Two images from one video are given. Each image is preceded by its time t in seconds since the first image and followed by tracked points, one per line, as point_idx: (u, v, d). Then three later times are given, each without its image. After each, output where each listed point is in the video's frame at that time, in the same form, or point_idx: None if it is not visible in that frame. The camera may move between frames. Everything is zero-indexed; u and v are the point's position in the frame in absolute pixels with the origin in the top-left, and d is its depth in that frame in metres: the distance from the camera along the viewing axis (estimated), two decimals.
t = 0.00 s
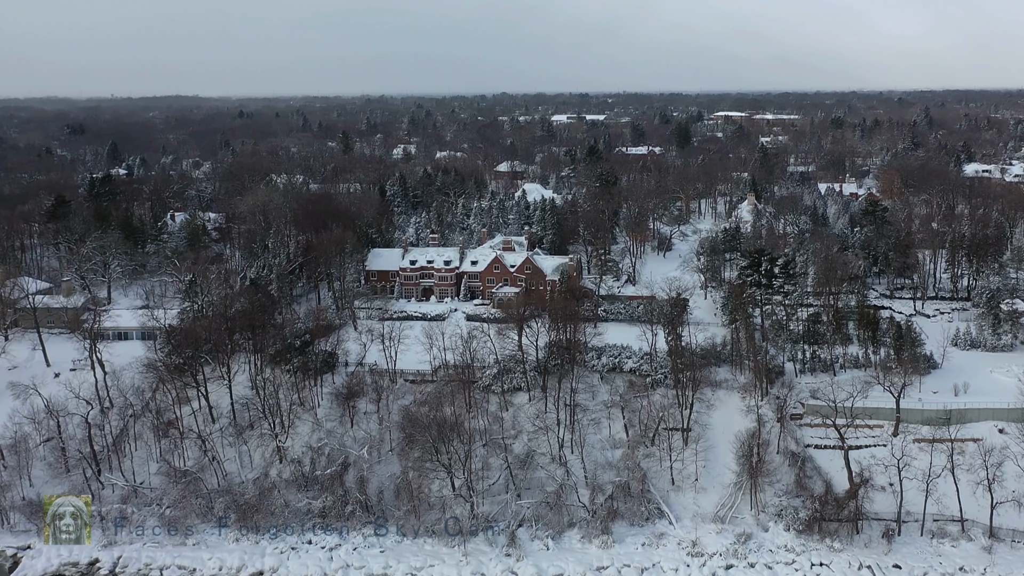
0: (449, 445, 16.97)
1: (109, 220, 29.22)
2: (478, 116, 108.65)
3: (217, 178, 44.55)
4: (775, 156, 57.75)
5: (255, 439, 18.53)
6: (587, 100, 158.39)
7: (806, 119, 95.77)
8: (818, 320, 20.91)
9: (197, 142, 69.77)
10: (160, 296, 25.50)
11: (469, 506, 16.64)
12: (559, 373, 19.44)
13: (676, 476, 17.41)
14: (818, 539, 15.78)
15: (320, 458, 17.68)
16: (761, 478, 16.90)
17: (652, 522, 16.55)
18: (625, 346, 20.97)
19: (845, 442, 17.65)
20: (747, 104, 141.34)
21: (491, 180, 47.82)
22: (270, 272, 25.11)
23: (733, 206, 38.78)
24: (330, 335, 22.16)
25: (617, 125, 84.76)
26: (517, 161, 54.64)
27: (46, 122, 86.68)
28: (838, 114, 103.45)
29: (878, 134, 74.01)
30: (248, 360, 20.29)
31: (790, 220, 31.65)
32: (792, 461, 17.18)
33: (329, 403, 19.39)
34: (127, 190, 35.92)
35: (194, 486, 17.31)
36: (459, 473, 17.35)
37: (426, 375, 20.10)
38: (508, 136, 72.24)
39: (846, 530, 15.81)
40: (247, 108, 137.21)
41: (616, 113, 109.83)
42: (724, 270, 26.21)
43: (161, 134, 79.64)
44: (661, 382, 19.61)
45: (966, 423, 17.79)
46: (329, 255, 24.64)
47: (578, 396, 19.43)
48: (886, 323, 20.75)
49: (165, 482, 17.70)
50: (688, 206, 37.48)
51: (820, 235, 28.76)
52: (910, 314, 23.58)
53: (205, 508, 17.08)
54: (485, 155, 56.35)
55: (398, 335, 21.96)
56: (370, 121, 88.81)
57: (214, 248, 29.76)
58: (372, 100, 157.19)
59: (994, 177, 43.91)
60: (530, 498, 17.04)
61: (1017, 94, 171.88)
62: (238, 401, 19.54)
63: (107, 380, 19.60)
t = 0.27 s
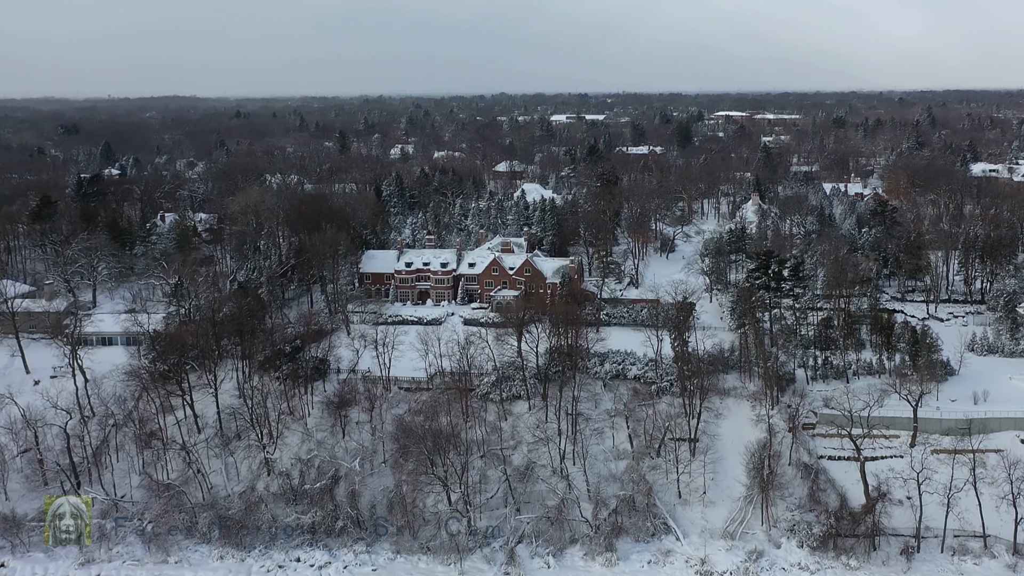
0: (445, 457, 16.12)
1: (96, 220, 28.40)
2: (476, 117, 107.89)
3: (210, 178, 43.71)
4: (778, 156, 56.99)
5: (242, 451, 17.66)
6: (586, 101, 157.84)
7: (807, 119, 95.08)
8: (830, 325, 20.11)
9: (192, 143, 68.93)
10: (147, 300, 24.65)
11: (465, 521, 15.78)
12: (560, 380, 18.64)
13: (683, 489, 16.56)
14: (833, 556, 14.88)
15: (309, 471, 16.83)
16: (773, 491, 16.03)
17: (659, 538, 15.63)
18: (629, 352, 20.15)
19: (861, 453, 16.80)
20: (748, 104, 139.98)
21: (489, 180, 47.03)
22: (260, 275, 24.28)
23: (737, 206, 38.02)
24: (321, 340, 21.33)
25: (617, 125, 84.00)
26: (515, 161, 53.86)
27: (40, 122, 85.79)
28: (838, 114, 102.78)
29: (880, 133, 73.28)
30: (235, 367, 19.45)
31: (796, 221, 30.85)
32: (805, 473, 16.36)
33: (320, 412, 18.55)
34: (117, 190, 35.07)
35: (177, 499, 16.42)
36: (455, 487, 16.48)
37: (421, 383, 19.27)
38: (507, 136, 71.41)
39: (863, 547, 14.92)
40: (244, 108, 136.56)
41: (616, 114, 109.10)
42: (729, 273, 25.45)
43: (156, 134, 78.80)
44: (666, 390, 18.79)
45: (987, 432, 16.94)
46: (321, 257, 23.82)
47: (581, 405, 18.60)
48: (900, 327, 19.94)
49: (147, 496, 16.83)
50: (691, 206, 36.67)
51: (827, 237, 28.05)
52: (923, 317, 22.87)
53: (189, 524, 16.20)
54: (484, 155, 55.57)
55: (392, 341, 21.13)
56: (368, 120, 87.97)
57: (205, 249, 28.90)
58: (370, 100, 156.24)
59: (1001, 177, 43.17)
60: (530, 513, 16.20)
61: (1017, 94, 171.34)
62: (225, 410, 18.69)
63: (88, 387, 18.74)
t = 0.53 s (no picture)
0: (441, 468, 15.29)
1: (83, 220, 27.56)
2: (475, 116, 107.08)
3: (203, 177, 42.82)
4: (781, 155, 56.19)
5: (228, 461, 16.83)
6: (585, 100, 157.12)
7: (808, 118, 94.29)
8: (843, 329, 19.32)
9: (187, 142, 68.05)
10: (134, 302, 23.82)
11: (463, 536, 14.94)
12: (561, 387, 17.82)
13: (692, 501, 15.73)
14: (851, 573, 14.05)
15: (299, 482, 16.01)
16: (786, 504, 15.21)
17: (666, 554, 14.79)
18: (633, 357, 19.33)
19: (877, 464, 15.98)
20: (748, 103, 139.32)
21: (488, 179, 46.21)
22: (250, 277, 23.44)
23: (742, 206, 37.23)
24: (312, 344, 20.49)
25: (618, 124, 83.17)
26: (515, 160, 53.02)
27: (34, 121, 84.85)
28: (840, 113, 101.97)
29: (884, 132, 72.43)
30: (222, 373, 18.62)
31: (803, 220, 30.07)
32: (820, 485, 15.53)
33: (310, 420, 17.74)
34: (106, 189, 34.20)
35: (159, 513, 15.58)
36: (452, 499, 15.67)
37: (416, 389, 18.44)
38: (506, 135, 70.55)
39: (882, 564, 14.09)
40: (241, 107, 135.75)
41: (616, 113, 108.27)
42: (735, 274, 24.66)
43: (151, 133, 77.92)
44: (673, 397, 17.97)
45: (1010, 441, 16.11)
46: (314, 258, 23.00)
47: (583, 413, 17.79)
48: (916, 331, 19.13)
49: (128, 509, 15.98)
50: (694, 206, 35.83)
51: (836, 237, 27.32)
52: (937, 320, 22.20)
53: (172, 539, 15.35)
54: (483, 154, 54.75)
55: (387, 345, 20.32)
56: (366, 119, 87.10)
57: (195, 250, 28.07)
58: (368, 100, 155.28)
59: (1010, 176, 42.35)
60: (531, 527, 15.37)
61: (1018, 93, 170.62)
62: (211, 418, 17.84)
63: (68, 394, 17.88)
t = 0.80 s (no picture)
0: (440, 478, 14.46)
1: (72, 218, 26.76)
2: (476, 115, 106.25)
3: (198, 176, 42.06)
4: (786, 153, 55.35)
5: (216, 471, 16.04)
6: (586, 99, 156.30)
7: (812, 116, 93.37)
8: (859, 331, 18.53)
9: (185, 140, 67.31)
10: (123, 303, 23.02)
11: (463, 550, 14.10)
12: (565, 392, 17.03)
13: (703, 513, 14.90)
14: None
15: (290, 493, 15.23)
16: (803, 517, 14.40)
17: (677, 570, 13.96)
18: (640, 361, 18.54)
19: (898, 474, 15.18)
20: (749, 102, 138.38)
21: (489, 178, 45.40)
22: (243, 277, 22.68)
23: (748, 204, 36.42)
24: (306, 347, 19.74)
25: (620, 122, 82.34)
26: (516, 158, 52.20)
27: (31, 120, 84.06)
28: (844, 112, 101.05)
29: (890, 130, 71.52)
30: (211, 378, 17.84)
31: (812, 219, 29.29)
32: (839, 497, 14.73)
33: (303, 427, 16.96)
34: (97, 187, 33.41)
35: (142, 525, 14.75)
36: (451, 511, 14.87)
37: (414, 395, 17.68)
38: (507, 133, 69.78)
39: None
40: (241, 106, 134.99)
41: (618, 112, 107.35)
42: (744, 274, 23.89)
43: (148, 131, 77.27)
44: (682, 403, 17.21)
45: None
46: (309, 258, 22.22)
47: (588, 419, 17.00)
48: (936, 333, 18.34)
49: (111, 520, 15.15)
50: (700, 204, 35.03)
51: (847, 236, 26.55)
52: (954, 322, 21.48)
53: (155, 553, 14.42)
54: (483, 153, 53.93)
55: (383, 348, 19.55)
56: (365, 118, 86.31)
57: (187, 249, 27.27)
58: (369, 100, 154.37)
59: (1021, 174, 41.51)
60: (534, 541, 14.54)
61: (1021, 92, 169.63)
62: (199, 425, 17.04)
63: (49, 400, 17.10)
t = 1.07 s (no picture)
0: (439, 490, 13.57)
1: (63, 217, 26.00)
2: (479, 114, 105.40)
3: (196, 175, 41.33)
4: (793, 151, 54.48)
5: (204, 481, 15.24)
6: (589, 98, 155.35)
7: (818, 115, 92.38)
8: (878, 333, 17.72)
9: (184, 139, 66.70)
10: (113, 304, 22.23)
11: (463, 567, 13.21)
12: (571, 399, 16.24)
13: (717, 527, 14.06)
14: None
15: (281, 505, 14.43)
16: (824, 532, 13.57)
17: None
18: (650, 365, 17.74)
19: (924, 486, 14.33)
20: (754, 100, 137.11)
21: (492, 176, 44.59)
22: (237, 278, 21.92)
23: (756, 203, 35.58)
24: (300, 351, 18.97)
25: (624, 121, 81.46)
26: (519, 157, 51.38)
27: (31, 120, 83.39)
28: (850, 110, 100.01)
29: (897, 129, 70.56)
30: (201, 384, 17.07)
31: (824, 218, 28.48)
32: (861, 510, 13.91)
33: (296, 435, 16.18)
34: (91, 185, 32.66)
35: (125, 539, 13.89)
36: (450, 525, 14.03)
37: (412, 401, 16.90)
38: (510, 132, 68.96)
39: None
40: (242, 105, 134.08)
41: (622, 111, 106.37)
42: (756, 275, 23.11)
43: (148, 130, 76.73)
44: (694, 410, 16.41)
45: None
46: (305, 257, 21.45)
47: (596, 427, 16.21)
48: (960, 337, 17.53)
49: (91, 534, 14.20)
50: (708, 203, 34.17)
51: (862, 236, 25.75)
52: (976, 324, 20.69)
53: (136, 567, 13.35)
54: (486, 151, 53.11)
55: (381, 352, 18.78)
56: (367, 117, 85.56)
57: (181, 249, 26.50)
58: (372, 99, 153.68)
59: None
60: (539, 556, 13.68)
61: None
62: (187, 433, 16.26)
63: (31, 406, 16.33)
